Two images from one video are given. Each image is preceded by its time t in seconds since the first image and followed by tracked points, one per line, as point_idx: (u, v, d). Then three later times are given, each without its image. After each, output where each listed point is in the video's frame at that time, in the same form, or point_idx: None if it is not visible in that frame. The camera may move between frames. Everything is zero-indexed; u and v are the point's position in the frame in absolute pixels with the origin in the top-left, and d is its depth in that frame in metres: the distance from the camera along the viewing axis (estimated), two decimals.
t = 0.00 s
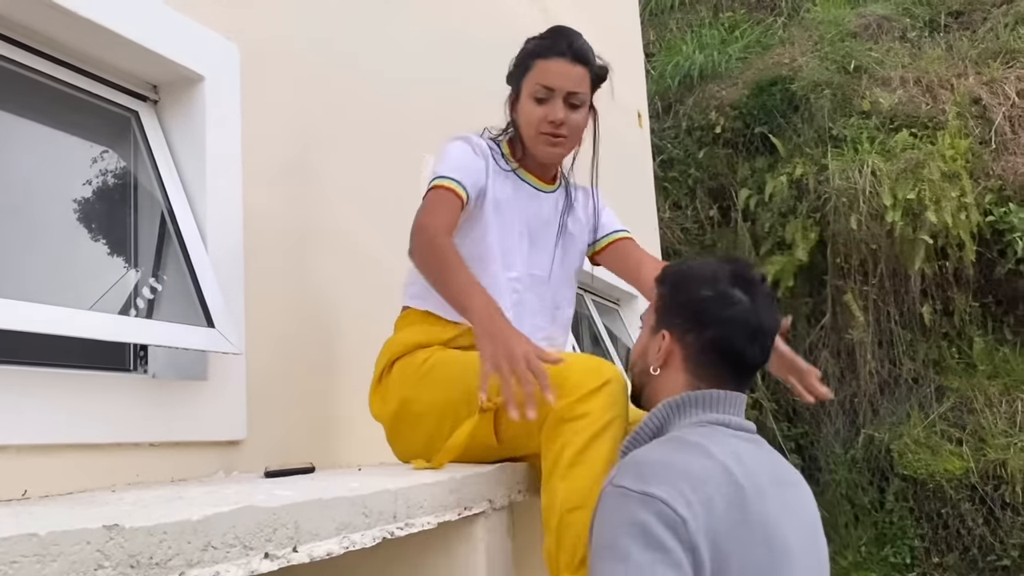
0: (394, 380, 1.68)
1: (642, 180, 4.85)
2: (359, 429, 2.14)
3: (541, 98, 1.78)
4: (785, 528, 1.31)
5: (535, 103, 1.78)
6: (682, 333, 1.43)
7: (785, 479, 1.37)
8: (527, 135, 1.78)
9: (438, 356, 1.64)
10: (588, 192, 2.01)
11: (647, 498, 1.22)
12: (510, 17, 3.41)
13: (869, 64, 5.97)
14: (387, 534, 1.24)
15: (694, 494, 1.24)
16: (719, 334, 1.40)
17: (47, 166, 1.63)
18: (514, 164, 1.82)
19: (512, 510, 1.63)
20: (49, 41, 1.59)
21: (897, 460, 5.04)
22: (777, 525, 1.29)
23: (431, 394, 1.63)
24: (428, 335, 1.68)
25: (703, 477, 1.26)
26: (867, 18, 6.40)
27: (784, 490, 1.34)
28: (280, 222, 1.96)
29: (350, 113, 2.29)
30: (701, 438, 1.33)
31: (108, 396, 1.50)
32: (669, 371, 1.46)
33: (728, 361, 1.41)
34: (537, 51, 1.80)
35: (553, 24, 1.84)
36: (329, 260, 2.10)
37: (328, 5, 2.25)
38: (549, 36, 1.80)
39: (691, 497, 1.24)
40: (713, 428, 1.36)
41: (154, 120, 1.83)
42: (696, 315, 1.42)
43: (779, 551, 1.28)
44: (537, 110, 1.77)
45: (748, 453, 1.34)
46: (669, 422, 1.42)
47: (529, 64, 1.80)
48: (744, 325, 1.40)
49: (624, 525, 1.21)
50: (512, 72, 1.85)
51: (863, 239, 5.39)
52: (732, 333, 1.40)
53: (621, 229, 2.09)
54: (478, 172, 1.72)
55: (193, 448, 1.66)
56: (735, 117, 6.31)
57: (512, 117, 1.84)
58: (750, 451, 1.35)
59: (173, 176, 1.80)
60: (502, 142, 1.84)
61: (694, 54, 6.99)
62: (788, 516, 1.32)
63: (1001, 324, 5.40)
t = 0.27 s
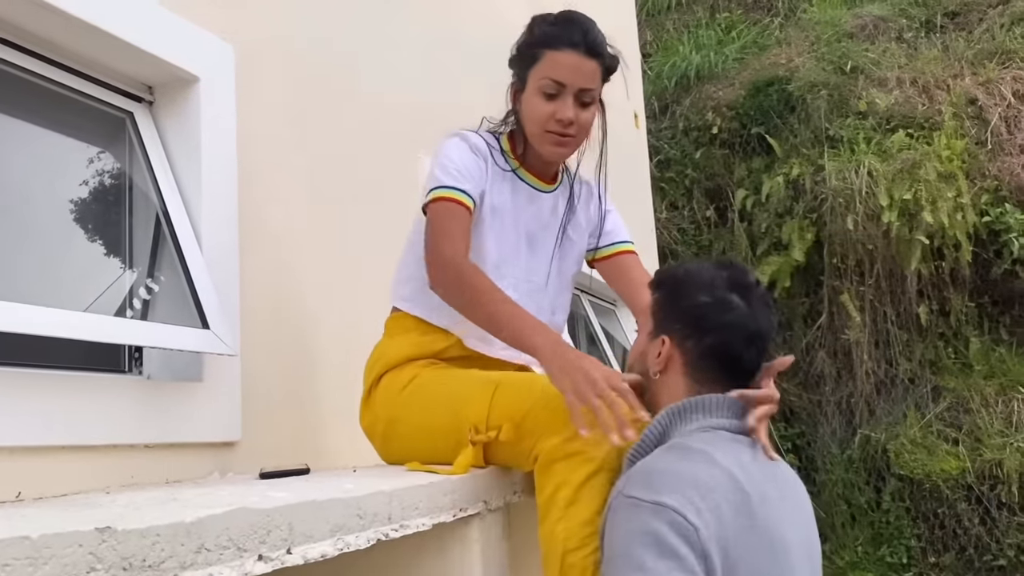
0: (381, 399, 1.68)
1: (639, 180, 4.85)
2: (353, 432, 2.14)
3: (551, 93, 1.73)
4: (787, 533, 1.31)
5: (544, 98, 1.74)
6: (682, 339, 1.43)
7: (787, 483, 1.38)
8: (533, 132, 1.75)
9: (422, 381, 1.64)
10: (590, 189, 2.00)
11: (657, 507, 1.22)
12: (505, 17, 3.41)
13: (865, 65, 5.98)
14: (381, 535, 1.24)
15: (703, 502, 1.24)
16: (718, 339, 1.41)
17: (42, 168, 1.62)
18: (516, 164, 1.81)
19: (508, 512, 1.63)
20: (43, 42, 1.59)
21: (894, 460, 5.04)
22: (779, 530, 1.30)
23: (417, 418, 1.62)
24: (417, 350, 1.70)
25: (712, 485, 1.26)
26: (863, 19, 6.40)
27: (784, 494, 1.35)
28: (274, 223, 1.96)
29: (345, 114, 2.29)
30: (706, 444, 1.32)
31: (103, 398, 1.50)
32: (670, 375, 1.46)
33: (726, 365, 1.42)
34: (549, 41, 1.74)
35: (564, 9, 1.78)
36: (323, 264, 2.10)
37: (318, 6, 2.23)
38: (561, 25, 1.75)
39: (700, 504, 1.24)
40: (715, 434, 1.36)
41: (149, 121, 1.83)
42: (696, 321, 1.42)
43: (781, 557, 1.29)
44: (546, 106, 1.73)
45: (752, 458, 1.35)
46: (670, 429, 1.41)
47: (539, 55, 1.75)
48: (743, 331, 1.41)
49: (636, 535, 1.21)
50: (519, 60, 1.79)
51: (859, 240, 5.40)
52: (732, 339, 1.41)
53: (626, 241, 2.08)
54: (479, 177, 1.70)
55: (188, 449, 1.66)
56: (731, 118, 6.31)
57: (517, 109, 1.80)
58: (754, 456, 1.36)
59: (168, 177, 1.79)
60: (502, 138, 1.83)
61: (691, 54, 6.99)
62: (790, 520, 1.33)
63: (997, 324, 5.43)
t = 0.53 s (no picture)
0: (378, 404, 1.68)
1: (635, 180, 4.85)
2: (348, 433, 2.14)
3: (574, 96, 1.68)
4: (778, 539, 1.30)
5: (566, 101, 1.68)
6: (682, 345, 1.42)
7: (785, 488, 1.36)
8: (555, 138, 1.70)
9: (418, 384, 1.64)
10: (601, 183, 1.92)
11: (638, 511, 1.24)
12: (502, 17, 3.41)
13: (861, 65, 5.98)
14: (377, 535, 1.23)
15: (685, 508, 1.25)
16: (718, 345, 1.39)
17: (36, 167, 1.61)
18: (532, 176, 1.75)
19: (504, 511, 1.63)
20: (38, 41, 1.58)
21: (889, 459, 5.05)
22: (768, 536, 1.29)
23: (415, 423, 1.61)
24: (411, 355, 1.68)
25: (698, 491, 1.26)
26: (858, 19, 6.41)
27: (777, 499, 1.33)
28: (268, 222, 1.95)
29: (341, 112, 2.28)
30: (696, 449, 1.32)
31: (98, 397, 1.49)
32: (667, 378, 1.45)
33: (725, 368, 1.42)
34: (567, 40, 1.68)
35: (573, 1, 1.70)
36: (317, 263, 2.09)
37: (315, 5, 2.23)
38: (576, 22, 1.68)
39: (683, 510, 1.24)
40: (705, 443, 1.34)
41: (143, 120, 1.82)
42: (695, 328, 1.39)
43: (768, 563, 1.28)
44: (569, 109, 1.68)
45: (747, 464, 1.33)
46: (663, 431, 1.39)
47: (556, 54, 1.68)
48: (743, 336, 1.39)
49: (616, 538, 1.23)
50: (529, 58, 1.72)
51: (855, 240, 5.39)
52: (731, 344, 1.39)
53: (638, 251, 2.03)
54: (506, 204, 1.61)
55: (183, 449, 1.65)
56: (727, 117, 6.32)
57: (530, 111, 1.74)
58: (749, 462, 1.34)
59: (163, 176, 1.79)
60: (513, 142, 1.75)
61: (686, 54, 7.00)
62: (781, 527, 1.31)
63: (992, 324, 5.44)
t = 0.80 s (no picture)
0: (374, 405, 1.68)
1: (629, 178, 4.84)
2: (341, 431, 2.13)
3: (624, 144, 1.46)
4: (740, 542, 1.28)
5: (614, 149, 1.47)
6: (669, 347, 1.40)
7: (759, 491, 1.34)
8: (598, 187, 1.50)
9: (413, 385, 1.64)
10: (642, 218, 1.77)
11: (598, 498, 1.24)
12: (495, 15, 3.40)
13: (854, 64, 5.99)
14: (370, 534, 1.23)
15: (645, 498, 1.23)
16: (706, 347, 1.39)
17: (27, 165, 1.61)
18: (571, 220, 1.58)
19: (497, 510, 1.62)
20: (31, 38, 1.58)
21: (882, 457, 5.05)
22: (729, 538, 1.27)
23: (409, 424, 1.61)
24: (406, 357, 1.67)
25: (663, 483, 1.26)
26: (852, 18, 6.42)
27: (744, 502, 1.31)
28: (262, 220, 1.95)
29: (334, 110, 2.28)
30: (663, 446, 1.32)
31: (90, 397, 1.49)
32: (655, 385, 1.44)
33: (712, 371, 1.41)
34: (624, 79, 1.45)
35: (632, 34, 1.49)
36: (310, 261, 2.09)
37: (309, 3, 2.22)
38: (634, 57, 1.47)
39: (645, 499, 1.23)
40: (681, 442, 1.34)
41: (136, 118, 1.81)
42: (683, 329, 1.39)
43: (729, 564, 1.26)
44: (615, 159, 1.47)
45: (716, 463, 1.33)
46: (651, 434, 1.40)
47: (608, 93, 1.46)
48: (731, 338, 1.39)
49: (574, 523, 1.24)
50: (577, 92, 1.50)
51: (848, 239, 5.38)
52: (719, 347, 1.38)
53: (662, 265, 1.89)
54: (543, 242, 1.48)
55: (176, 448, 1.65)
56: (722, 116, 6.28)
57: (571, 151, 1.53)
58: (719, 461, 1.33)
59: (155, 174, 1.78)
60: (549, 177, 1.56)
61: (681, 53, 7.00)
62: (749, 530, 1.30)
63: (985, 323, 5.47)
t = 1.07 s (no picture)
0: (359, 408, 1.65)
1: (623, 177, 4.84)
2: (334, 431, 2.13)
3: (676, 208, 1.37)
4: (755, 544, 1.26)
5: (664, 210, 1.37)
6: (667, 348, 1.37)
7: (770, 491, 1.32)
8: (640, 245, 1.40)
9: (395, 393, 1.60)
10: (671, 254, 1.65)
11: (613, 503, 1.22)
12: (491, 14, 3.40)
13: (848, 63, 6.00)
14: (364, 533, 1.23)
15: (660, 502, 1.21)
16: (706, 345, 1.37)
17: (20, 163, 1.60)
18: (612, 268, 1.47)
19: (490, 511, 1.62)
20: (24, 36, 1.57)
21: (875, 456, 5.06)
22: (746, 539, 1.25)
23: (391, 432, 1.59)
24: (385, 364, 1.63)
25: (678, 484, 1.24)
26: (845, 18, 6.42)
27: (755, 503, 1.29)
28: (256, 219, 1.94)
29: (328, 109, 2.28)
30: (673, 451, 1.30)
31: (83, 396, 1.48)
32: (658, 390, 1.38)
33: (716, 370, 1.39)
34: (691, 140, 1.35)
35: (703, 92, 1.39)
36: (304, 260, 2.09)
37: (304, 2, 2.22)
38: (703, 118, 1.37)
39: (660, 500, 1.21)
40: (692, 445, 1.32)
41: (129, 116, 1.80)
42: (682, 328, 1.36)
43: (745, 564, 1.24)
44: (664, 221, 1.37)
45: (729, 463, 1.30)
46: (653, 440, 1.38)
47: (669, 152, 1.36)
48: (731, 335, 1.37)
49: (590, 531, 1.22)
50: (635, 141, 1.40)
51: (842, 238, 5.39)
52: (720, 344, 1.37)
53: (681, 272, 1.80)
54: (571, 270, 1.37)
55: (169, 448, 1.64)
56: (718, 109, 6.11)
57: (618, 200, 1.43)
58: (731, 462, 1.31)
59: (149, 173, 1.77)
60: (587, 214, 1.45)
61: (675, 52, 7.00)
62: (762, 532, 1.28)
63: (977, 322, 5.51)
